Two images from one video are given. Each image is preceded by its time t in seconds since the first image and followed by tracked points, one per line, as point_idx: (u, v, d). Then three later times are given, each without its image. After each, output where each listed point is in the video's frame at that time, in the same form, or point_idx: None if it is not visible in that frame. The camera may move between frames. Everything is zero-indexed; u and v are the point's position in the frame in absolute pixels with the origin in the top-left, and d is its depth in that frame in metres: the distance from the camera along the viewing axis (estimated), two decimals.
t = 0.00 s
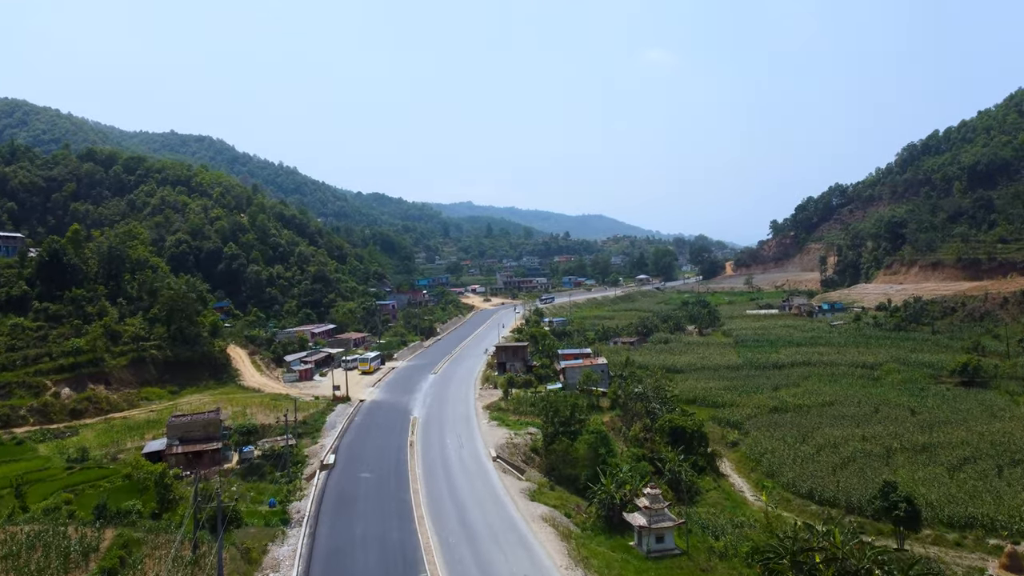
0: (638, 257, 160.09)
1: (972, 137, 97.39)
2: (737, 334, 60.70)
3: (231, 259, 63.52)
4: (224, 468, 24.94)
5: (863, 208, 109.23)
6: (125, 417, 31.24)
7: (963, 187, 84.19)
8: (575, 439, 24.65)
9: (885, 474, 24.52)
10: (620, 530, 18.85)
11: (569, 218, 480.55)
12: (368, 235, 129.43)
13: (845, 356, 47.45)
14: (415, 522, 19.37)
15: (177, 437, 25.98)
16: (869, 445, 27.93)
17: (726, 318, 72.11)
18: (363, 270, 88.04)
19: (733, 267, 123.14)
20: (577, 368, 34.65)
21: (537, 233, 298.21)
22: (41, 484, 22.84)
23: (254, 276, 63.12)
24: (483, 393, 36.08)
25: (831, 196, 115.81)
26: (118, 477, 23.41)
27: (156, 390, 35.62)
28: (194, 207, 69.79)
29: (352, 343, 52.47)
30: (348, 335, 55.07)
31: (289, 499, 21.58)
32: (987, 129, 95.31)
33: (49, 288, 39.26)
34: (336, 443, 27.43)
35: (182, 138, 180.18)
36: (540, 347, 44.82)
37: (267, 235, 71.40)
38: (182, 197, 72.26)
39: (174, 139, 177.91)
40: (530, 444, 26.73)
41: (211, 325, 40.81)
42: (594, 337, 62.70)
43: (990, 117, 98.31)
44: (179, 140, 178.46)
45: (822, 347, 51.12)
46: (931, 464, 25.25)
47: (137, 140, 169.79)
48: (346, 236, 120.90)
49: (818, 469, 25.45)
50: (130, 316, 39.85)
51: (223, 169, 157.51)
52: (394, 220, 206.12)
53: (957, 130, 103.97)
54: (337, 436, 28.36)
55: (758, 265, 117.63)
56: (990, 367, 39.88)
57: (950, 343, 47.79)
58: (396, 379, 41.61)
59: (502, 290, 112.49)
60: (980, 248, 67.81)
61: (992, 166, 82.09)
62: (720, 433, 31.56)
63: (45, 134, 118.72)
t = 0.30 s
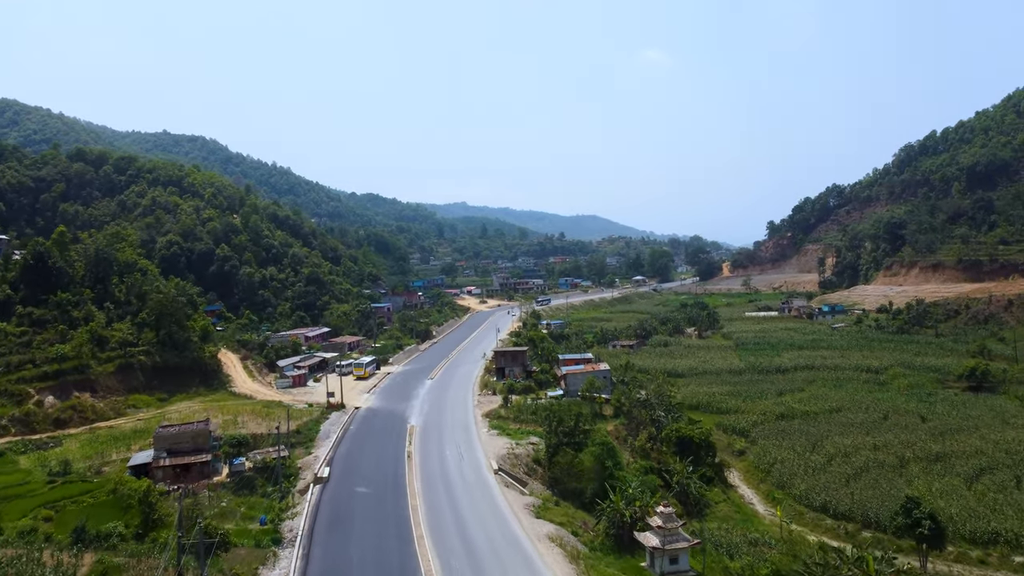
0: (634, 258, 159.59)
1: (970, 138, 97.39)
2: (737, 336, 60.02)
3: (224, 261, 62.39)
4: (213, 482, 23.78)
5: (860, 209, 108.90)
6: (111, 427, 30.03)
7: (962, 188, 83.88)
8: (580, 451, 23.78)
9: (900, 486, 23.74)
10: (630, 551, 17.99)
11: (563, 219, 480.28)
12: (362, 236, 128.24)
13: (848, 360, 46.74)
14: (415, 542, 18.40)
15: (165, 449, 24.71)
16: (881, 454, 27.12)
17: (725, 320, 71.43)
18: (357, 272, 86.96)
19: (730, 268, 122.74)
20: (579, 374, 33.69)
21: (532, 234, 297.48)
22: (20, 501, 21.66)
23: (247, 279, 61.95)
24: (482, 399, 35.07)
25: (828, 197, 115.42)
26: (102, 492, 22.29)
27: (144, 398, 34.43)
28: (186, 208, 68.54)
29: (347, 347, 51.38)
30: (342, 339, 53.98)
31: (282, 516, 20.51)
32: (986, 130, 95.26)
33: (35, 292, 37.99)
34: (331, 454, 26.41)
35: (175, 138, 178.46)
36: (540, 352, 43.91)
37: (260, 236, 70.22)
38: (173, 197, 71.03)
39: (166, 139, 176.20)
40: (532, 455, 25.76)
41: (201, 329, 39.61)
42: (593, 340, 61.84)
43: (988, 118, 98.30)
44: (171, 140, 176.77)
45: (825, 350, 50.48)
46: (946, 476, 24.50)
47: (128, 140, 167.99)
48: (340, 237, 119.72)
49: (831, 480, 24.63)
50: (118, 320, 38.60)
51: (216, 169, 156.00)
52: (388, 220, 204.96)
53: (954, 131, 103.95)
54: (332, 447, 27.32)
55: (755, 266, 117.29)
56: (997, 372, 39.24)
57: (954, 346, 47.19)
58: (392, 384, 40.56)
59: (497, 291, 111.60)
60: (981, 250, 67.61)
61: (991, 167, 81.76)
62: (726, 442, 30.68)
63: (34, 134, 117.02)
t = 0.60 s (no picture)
0: (631, 258, 158.91)
1: (969, 138, 97.09)
2: (739, 339, 59.26)
3: (216, 262, 61.17)
4: (202, 499, 22.64)
5: (859, 210, 108.39)
6: (96, 438, 28.82)
7: (962, 189, 83.50)
8: (588, 464, 22.80)
9: (920, 500, 22.81)
10: None
11: (558, 219, 479.68)
12: (357, 236, 126.97)
13: (854, 364, 45.91)
14: (417, 566, 17.27)
15: (152, 462, 23.57)
16: (897, 465, 26.23)
17: (725, 322, 70.59)
18: (352, 274, 85.80)
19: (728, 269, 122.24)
20: (583, 381, 32.68)
21: (527, 234, 296.66)
22: None
23: (240, 281, 60.73)
24: (482, 407, 34.00)
25: (827, 197, 114.90)
26: (84, 509, 21.12)
27: (132, 406, 33.23)
28: (177, 209, 67.25)
29: (342, 351, 50.23)
30: (338, 342, 52.85)
31: (275, 537, 19.34)
32: (985, 130, 94.93)
33: (19, 296, 36.74)
34: (326, 467, 25.27)
35: (167, 138, 176.71)
36: (540, 357, 42.91)
37: (253, 237, 68.95)
38: (165, 197, 69.73)
39: (159, 139, 174.41)
40: (536, 467, 24.68)
41: (192, 335, 38.38)
42: (592, 343, 60.88)
43: (987, 118, 97.98)
44: (164, 140, 174.98)
45: (829, 354, 49.73)
46: (968, 489, 23.65)
47: (120, 140, 166.14)
48: (335, 238, 118.45)
49: (847, 493, 23.71)
50: (105, 325, 37.37)
51: (209, 169, 154.40)
52: (383, 221, 203.98)
53: (953, 131, 103.64)
54: (327, 459, 26.18)
55: (753, 267, 116.84)
56: (1008, 377, 38.49)
57: (961, 350, 46.46)
58: (389, 391, 39.45)
59: (494, 293, 110.62)
60: (984, 251, 67.21)
61: (991, 168, 81.28)
62: (735, 451, 29.71)
63: (25, 133, 115.34)
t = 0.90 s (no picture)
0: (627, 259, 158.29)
1: (967, 138, 96.83)
2: (740, 342, 58.52)
3: (209, 264, 60.02)
4: (192, 515, 21.58)
5: (857, 210, 107.98)
6: (82, 449, 27.69)
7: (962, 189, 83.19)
8: (596, 478, 21.86)
9: (939, 514, 22.03)
10: None
11: (553, 220, 479.09)
12: (351, 237, 125.78)
13: (859, 368, 45.17)
14: None
15: (139, 476, 22.43)
16: (913, 474, 25.47)
17: (725, 324, 69.84)
18: (347, 275, 84.68)
19: (725, 270, 121.71)
20: (587, 387, 31.74)
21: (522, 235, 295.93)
22: None
23: (233, 283, 59.55)
24: (483, 414, 33.00)
25: (824, 198, 114.36)
26: (68, 528, 20.04)
27: (121, 415, 32.11)
28: (169, 209, 66.00)
29: (337, 355, 49.16)
30: (333, 346, 51.77)
31: (268, 560, 18.12)
32: (984, 130, 94.65)
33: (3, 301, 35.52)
34: (323, 480, 24.20)
35: (160, 138, 174.90)
36: (541, 361, 41.96)
37: (247, 238, 67.74)
38: (156, 198, 68.45)
39: (151, 139, 172.69)
40: (541, 480, 23.69)
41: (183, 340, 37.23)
42: (591, 346, 60.00)
43: (985, 118, 97.72)
44: (156, 139, 173.15)
45: (832, 357, 49.05)
46: (989, 501, 22.91)
47: (112, 140, 164.23)
48: (329, 238, 117.25)
49: (865, 506, 22.92)
50: (93, 331, 36.18)
51: (202, 169, 152.93)
52: (377, 221, 202.76)
53: (951, 131, 103.37)
54: (323, 471, 25.10)
55: (751, 268, 116.39)
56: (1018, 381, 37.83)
57: (967, 353, 45.83)
58: (386, 397, 38.40)
59: (490, 294, 109.60)
60: (986, 251, 66.86)
61: (991, 168, 80.87)
62: (744, 460, 28.82)
63: (14, 133, 113.62)
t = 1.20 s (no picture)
0: (624, 259, 157.56)
1: (967, 138, 96.37)
2: (743, 345, 57.66)
3: (202, 266, 58.75)
4: (183, 535, 20.46)
5: (856, 210, 107.30)
6: (68, 462, 26.47)
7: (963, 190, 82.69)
8: (607, 494, 20.90)
9: (965, 530, 21.17)
10: None
11: (548, 220, 478.32)
12: (347, 237, 124.50)
13: (867, 372, 44.34)
14: None
15: (128, 493, 21.29)
16: (933, 487, 24.58)
17: (727, 326, 68.97)
18: (343, 277, 83.50)
19: (724, 271, 121.02)
20: (593, 395, 30.68)
21: (517, 234, 294.99)
22: None
23: (226, 285, 58.29)
24: (485, 423, 31.91)
25: (824, 198, 113.67)
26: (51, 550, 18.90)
27: (109, 425, 30.92)
28: (161, 210, 64.68)
29: (334, 360, 47.97)
30: (329, 350, 50.60)
31: None
32: (984, 130, 94.16)
33: None
34: (320, 495, 23.12)
35: (153, 138, 173.06)
36: (544, 367, 40.91)
37: (241, 240, 66.51)
38: (149, 198, 67.08)
39: (145, 139, 170.79)
40: (549, 495, 22.65)
41: (174, 346, 36.00)
42: (592, 350, 59.04)
43: (985, 118, 97.29)
44: (149, 139, 171.28)
45: (838, 361, 48.26)
46: (1017, 516, 22.08)
47: (104, 140, 162.27)
48: (324, 239, 116.01)
49: (887, 520, 22.05)
50: (80, 337, 34.94)
51: (196, 169, 151.34)
52: (372, 222, 201.41)
53: (951, 131, 102.92)
54: (321, 486, 24.01)
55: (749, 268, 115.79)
56: None
57: (976, 357, 45.11)
58: (385, 404, 37.24)
59: (487, 295, 108.53)
60: (990, 253, 66.36)
61: (993, 168, 80.31)
62: (756, 470, 27.87)
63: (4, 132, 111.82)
